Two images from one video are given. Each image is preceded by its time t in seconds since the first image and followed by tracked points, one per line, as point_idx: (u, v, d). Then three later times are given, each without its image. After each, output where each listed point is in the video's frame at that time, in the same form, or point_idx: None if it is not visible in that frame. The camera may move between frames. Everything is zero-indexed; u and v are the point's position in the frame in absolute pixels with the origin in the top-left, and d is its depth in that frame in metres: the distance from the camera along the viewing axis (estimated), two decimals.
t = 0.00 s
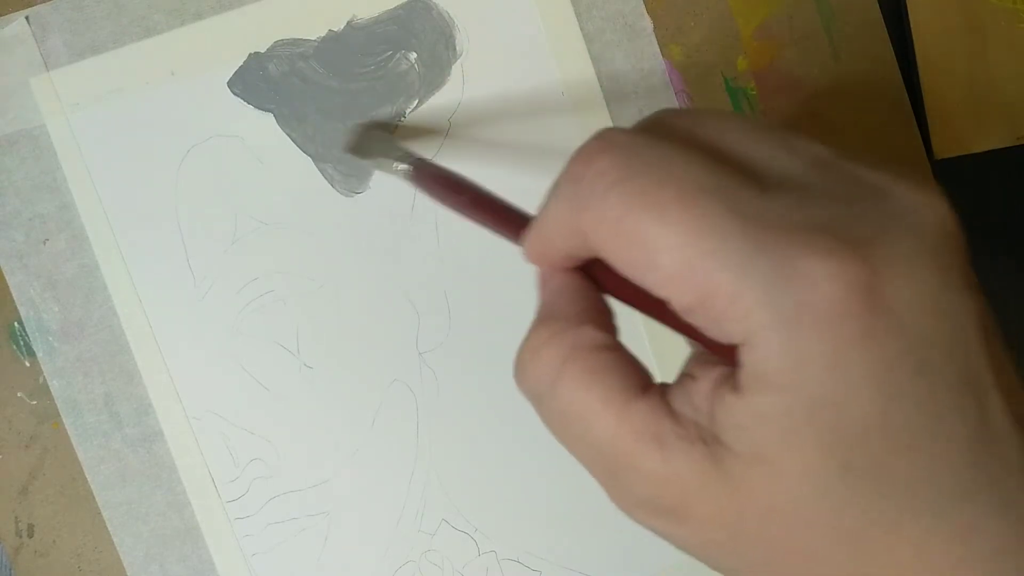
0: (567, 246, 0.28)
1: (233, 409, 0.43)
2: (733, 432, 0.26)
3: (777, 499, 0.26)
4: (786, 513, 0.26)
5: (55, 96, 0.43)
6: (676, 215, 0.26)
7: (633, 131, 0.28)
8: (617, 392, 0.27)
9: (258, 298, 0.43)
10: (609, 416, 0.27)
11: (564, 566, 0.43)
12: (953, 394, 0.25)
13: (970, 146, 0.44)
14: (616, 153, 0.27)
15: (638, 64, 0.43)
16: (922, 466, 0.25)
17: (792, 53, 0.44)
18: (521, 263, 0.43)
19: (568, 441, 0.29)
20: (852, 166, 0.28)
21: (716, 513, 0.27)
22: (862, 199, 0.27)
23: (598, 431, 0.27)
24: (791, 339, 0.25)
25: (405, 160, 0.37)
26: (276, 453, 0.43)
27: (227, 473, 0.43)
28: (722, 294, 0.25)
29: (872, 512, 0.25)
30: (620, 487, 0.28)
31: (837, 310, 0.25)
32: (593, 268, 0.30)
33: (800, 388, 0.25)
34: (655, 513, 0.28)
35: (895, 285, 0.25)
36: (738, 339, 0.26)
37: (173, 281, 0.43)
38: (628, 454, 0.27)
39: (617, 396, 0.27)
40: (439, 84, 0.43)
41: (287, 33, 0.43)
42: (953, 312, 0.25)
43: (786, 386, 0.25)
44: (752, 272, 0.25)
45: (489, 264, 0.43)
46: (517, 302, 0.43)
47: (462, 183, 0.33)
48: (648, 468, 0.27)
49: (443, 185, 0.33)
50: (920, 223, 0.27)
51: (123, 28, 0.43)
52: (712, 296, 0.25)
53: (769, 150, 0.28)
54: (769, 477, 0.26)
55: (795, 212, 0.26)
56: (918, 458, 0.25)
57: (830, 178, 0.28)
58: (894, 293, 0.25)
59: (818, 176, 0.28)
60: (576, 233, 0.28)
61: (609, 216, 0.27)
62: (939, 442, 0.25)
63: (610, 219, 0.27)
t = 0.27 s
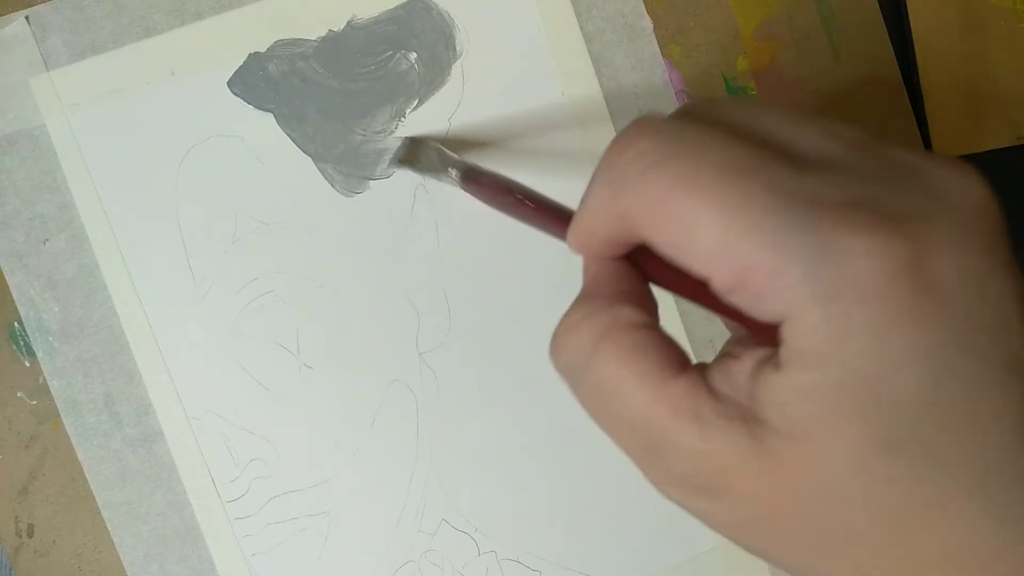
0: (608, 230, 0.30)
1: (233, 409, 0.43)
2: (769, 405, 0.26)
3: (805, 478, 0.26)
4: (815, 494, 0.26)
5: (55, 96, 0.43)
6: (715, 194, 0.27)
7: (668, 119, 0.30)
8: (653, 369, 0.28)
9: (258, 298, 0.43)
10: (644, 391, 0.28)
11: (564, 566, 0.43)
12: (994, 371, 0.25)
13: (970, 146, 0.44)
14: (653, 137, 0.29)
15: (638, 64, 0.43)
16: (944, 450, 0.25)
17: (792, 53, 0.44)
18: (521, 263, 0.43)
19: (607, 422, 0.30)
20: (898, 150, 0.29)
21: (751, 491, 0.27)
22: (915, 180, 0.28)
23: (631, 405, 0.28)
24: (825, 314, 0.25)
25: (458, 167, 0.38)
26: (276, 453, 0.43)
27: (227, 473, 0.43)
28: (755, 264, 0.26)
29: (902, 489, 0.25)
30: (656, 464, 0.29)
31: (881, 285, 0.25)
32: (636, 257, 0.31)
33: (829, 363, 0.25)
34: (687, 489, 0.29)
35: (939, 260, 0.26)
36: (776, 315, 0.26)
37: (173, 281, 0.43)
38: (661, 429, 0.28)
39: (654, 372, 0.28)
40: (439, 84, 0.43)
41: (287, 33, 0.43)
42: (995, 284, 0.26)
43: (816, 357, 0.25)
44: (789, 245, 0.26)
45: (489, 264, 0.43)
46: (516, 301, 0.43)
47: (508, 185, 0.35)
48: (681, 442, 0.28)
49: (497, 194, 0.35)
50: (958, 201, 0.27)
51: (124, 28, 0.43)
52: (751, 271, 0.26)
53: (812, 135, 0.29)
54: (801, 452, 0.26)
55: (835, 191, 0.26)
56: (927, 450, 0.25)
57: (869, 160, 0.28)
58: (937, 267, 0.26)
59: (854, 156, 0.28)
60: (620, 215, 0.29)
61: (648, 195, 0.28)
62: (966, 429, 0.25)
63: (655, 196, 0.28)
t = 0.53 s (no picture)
0: (606, 231, 0.30)
1: (233, 409, 0.43)
2: (764, 405, 0.27)
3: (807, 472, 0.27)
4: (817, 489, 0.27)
5: (55, 96, 0.43)
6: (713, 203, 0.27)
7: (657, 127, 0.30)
8: (652, 366, 0.29)
9: (258, 298, 0.43)
10: (645, 390, 0.28)
11: (564, 566, 0.43)
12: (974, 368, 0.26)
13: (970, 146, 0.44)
14: (648, 143, 0.29)
15: (638, 64, 0.43)
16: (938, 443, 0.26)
17: (792, 53, 0.44)
18: (521, 263, 0.43)
19: (606, 415, 0.30)
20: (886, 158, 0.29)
21: (749, 484, 0.28)
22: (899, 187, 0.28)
23: (632, 402, 0.29)
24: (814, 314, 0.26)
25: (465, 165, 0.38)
26: (276, 453, 0.43)
27: (227, 473, 0.43)
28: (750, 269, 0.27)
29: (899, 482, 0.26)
30: (655, 458, 0.29)
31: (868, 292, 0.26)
32: (637, 255, 0.31)
33: (822, 363, 0.26)
34: (689, 484, 0.29)
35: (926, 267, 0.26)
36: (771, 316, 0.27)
37: (173, 281, 0.43)
38: (660, 425, 0.28)
39: (652, 371, 0.28)
40: (439, 84, 0.43)
41: (287, 32, 0.43)
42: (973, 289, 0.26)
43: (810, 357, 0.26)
44: (780, 251, 0.26)
45: (489, 264, 0.43)
46: (517, 301, 0.43)
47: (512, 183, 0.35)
48: (682, 437, 0.28)
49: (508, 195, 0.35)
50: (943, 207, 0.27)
51: (124, 28, 0.43)
52: (744, 275, 0.27)
53: (800, 142, 0.29)
54: (800, 450, 0.27)
55: (822, 199, 0.27)
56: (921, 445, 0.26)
57: (863, 165, 0.29)
58: (921, 275, 0.26)
59: (845, 162, 0.29)
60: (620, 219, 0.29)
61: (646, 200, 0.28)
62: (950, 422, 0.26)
63: (650, 204, 0.28)
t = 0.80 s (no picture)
0: (605, 192, 0.30)
1: (233, 409, 0.43)
2: (755, 372, 0.27)
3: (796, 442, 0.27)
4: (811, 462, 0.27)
5: (55, 96, 0.43)
6: (717, 173, 0.27)
7: (673, 93, 0.30)
8: (650, 331, 0.29)
9: (258, 298, 0.43)
10: (641, 354, 0.29)
11: (564, 566, 0.43)
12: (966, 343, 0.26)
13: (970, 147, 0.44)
14: (657, 109, 0.29)
15: (638, 63, 0.43)
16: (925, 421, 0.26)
17: (792, 53, 0.44)
18: (521, 263, 0.43)
19: (600, 379, 0.31)
20: (888, 143, 0.30)
21: (737, 450, 0.28)
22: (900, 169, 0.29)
23: (629, 365, 0.29)
24: (806, 285, 0.26)
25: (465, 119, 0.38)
26: (276, 453, 0.43)
27: (227, 473, 0.43)
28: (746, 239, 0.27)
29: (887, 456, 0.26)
30: (647, 424, 0.30)
31: (862, 264, 0.26)
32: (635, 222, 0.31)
33: (812, 331, 0.26)
34: (682, 450, 0.29)
35: (915, 244, 0.27)
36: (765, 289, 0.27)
37: (173, 281, 0.43)
38: (654, 388, 0.29)
39: (647, 337, 0.29)
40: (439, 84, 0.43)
41: (287, 33, 0.43)
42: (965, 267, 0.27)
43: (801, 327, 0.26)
44: (776, 220, 0.26)
45: (489, 265, 0.43)
46: (517, 301, 0.43)
47: (512, 142, 0.35)
48: (676, 402, 0.29)
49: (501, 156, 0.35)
50: (936, 188, 0.28)
51: (124, 28, 0.43)
52: (740, 245, 0.27)
53: (805, 119, 0.30)
54: (789, 419, 0.27)
55: (824, 172, 0.28)
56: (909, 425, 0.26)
57: (861, 146, 0.30)
58: (914, 252, 0.27)
59: (845, 141, 0.30)
60: (624, 185, 0.30)
61: (646, 169, 0.28)
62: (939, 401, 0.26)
63: (652, 171, 0.28)
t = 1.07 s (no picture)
0: (621, 160, 0.30)
1: (233, 409, 0.43)
2: (769, 347, 0.27)
3: (804, 420, 0.27)
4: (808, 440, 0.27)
5: (55, 96, 0.43)
6: (734, 133, 0.27)
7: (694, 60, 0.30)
8: (657, 307, 0.29)
9: (258, 298, 0.43)
10: (649, 328, 0.29)
11: (564, 566, 0.43)
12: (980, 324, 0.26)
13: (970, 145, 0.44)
14: (678, 75, 0.29)
15: (638, 64, 0.43)
16: (932, 398, 0.26)
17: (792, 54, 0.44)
18: (520, 263, 0.43)
19: (609, 353, 0.31)
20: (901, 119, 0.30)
21: (746, 426, 0.28)
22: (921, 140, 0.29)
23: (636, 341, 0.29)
24: (825, 254, 0.26)
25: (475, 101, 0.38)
26: (276, 453, 0.43)
27: (227, 473, 0.43)
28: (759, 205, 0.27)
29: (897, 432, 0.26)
30: (655, 400, 0.30)
31: (883, 231, 0.26)
32: (645, 198, 0.32)
33: (821, 301, 0.26)
34: (685, 425, 0.29)
35: (935, 217, 0.27)
36: (780, 256, 0.27)
37: (172, 281, 0.43)
38: (661, 366, 0.29)
39: (657, 309, 0.29)
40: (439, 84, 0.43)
41: (287, 33, 0.43)
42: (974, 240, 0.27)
43: (812, 298, 0.26)
44: (795, 181, 0.26)
45: (489, 265, 0.43)
46: (516, 301, 0.43)
47: (524, 122, 0.35)
48: (682, 378, 0.28)
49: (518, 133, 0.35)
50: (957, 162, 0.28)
51: (124, 28, 0.43)
52: (756, 208, 0.27)
53: (828, 96, 0.30)
54: (799, 391, 0.27)
55: (845, 143, 0.27)
56: (912, 402, 0.26)
57: (881, 121, 0.29)
58: (930, 222, 0.26)
59: (868, 118, 0.29)
60: (637, 148, 0.30)
61: (663, 131, 0.28)
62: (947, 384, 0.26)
63: (670, 132, 0.28)
